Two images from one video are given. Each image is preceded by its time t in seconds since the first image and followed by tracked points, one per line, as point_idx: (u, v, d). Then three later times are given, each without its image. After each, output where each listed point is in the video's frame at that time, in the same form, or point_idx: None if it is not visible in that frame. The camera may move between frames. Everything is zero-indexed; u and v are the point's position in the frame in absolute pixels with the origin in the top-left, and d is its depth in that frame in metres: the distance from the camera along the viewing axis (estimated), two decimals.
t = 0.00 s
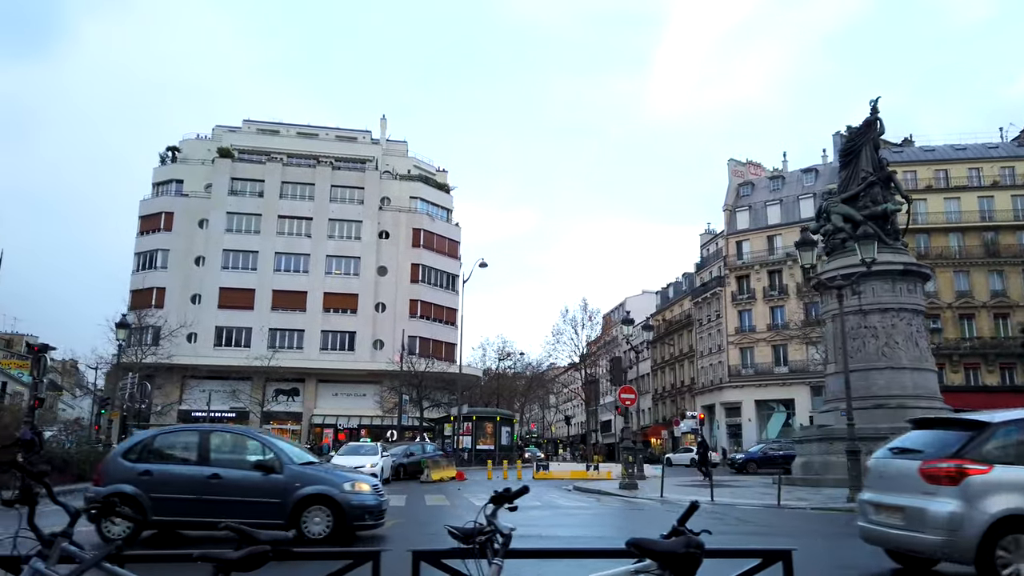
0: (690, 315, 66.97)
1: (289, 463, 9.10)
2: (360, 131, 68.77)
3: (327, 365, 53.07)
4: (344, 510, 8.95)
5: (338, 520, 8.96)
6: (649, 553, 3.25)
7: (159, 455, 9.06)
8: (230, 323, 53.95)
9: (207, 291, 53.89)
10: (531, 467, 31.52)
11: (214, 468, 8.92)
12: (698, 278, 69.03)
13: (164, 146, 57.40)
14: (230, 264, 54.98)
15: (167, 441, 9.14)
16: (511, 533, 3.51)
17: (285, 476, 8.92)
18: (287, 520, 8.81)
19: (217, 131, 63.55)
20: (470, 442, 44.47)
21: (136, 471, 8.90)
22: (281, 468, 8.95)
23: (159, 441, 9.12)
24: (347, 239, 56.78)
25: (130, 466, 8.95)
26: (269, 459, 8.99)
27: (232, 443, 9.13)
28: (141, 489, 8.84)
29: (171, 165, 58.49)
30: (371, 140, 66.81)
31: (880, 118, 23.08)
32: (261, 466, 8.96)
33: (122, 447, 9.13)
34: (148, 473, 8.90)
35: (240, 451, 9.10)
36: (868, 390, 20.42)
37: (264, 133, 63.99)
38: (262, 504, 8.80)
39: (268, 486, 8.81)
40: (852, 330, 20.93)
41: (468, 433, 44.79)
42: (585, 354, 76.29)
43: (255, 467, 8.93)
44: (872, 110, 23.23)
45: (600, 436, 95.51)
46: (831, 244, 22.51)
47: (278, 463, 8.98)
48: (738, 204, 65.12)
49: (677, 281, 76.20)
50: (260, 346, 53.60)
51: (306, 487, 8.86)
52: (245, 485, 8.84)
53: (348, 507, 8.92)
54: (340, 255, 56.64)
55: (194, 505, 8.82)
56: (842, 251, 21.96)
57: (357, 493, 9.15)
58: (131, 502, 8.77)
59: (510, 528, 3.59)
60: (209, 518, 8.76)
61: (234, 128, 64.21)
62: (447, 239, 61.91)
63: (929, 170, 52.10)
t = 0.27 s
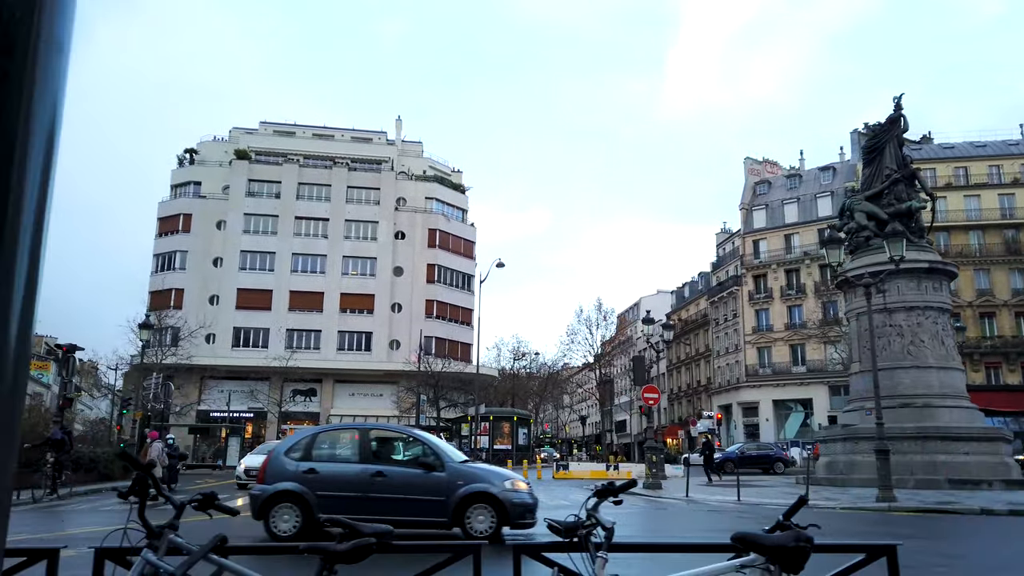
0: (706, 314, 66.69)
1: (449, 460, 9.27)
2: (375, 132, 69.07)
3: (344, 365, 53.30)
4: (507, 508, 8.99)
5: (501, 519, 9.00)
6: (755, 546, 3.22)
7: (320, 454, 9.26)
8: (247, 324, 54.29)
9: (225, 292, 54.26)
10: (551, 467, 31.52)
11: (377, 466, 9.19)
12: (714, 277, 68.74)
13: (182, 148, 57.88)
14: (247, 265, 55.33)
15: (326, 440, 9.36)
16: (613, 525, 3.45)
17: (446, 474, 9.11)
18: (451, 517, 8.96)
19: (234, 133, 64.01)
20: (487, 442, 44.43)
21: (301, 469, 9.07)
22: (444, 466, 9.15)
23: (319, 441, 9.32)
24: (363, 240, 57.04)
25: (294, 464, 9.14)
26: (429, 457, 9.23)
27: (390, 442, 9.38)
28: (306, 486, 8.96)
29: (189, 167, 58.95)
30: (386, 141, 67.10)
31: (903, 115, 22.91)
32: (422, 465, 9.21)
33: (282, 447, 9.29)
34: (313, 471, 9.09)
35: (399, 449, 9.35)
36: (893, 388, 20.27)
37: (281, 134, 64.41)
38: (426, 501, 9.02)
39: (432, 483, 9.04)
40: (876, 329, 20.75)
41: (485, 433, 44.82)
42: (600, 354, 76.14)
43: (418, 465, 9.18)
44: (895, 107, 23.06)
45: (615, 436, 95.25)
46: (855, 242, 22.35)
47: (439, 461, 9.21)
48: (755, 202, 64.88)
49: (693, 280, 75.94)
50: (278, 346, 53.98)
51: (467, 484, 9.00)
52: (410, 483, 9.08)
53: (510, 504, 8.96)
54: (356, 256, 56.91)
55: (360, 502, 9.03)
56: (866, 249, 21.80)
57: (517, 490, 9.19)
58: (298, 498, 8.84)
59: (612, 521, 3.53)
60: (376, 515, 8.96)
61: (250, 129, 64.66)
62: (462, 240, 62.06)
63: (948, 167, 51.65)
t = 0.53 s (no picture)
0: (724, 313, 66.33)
1: (613, 463, 9.32)
2: (391, 133, 69.31)
3: (361, 365, 53.45)
4: (675, 508, 8.88)
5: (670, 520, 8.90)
6: (880, 554, 3.10)
7: (485, 453, 9.44)
8: (266, 325, 54.58)
9: (244, 293, 54.60)
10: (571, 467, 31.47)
11: (542, 467, 9.31)
12: (731, 276, 68.37)
13: (201, 150, 58.38)
14: (266, 266, 55.73)
15: (490, 441, 9.52)
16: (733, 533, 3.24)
17: (611, 475, 9.14)
18: (619, 518, 8.95)
19: (252, 135, 64.52)
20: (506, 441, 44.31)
21: (466, 470, 9.29)
22: (609, 468, 9.20)
23: (483, 441, 9.50)
24: (380, 240, 57.29)
25: (460, 466, 9.36)
26: (592, 459, 9.29)
27: (554, 444, 9.47)
28: (472, 487, 9.21)
29: (207, 168, 59.43)
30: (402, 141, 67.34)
31: (930, 112, 22.69)
32: (585, 466, 9.28)
33: (446, 446, 9.52)
34: (479, 472, 9.27)
35: (562, 450, 9.44)
36: (921, 388, 20.05)
37: (298, 135, 64.83)
38: (590, 503, 9.07)
39: (597, 485, 9.09)
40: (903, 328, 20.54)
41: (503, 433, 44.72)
42: (616, 353, 75.97)
43: (582, 466, 9.26)
44: (921, 103, 22.83)
45: (632, 436, 94.89)
46: (881, 241, 22.14)
47: (603, 463, 9.26)
48: (772, 201, 64.58)
49: (710, 279, 75.61)
50: (296, 346, 54.35)
51: (633, 486, 9.00)
52: (574, 484, 9.17)
53: (679, 505, 8.85)
54: (374, 256, 57.13)
55: (527, 503, 9.18)
56: (893, 248, 21.59)
57: (682, 491, 9.08)
58: (465, 498, 9.12)
59: (727, 526, 3.39)
60: (542, 516, 9.10)
61: (268, 131, 65.18)
62: (479, 240, 62.13)
63: (969, 164, 51.12)
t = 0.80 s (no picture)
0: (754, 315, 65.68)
1: (790, 466, 8.70)
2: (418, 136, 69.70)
3: (391, 368, 53.79)
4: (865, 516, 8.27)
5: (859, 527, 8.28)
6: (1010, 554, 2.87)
7: (657, 454, 8.86)
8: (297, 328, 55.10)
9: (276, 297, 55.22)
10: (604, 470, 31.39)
11: (719, 470, 8.69)
12: (761, 276, 67.73)
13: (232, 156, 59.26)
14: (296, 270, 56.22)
15: (660, 441, 8.94)
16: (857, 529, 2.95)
17: (792, 479, 8.52)
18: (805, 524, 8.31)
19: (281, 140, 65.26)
20: (536, 443, 44.20)
21: (641, 471, 8.70)
22: (790, 472, 8.58)
23: (653, 441, 8.92)
24: (409, 243, 57.62)
25: (632, 466, 8.74)
26: (772, 461, 8.66)
27: (732, 445, 8.85)
28: (649, 490, 8.61)
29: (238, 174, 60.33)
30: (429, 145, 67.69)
31: (971, 108, 22.28)
32: (765, 469, 8.65)
33: (616, 446, 8.94)
34: (655, 473, 8.69)
35: (739, 451, 8.83)
36: (966, 389, 19.66)
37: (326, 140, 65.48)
38: (772, 507, 8.44)
39: (779, 488, 8.46)
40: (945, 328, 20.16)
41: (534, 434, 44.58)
42: (644, 355, 75.59)
43: (762, 470, 8.64)
44: (961, 99, 22.43)
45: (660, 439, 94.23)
46: (922, 240, 21.71)
47: (784, 467, 8.64)
48: (803, 200, 63.92)
49: (739, 280, 74.97)
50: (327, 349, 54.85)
51: (817, 490, 8.39)
52: (754, 488, 8.54)
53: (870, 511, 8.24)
54: (402, 259, 57.48)
55: (705, 506, 8.56)
56: (934, 246, 21.19)
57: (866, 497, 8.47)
58: (641, 502, 8.54)
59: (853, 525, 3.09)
60: (723, 521, 8.48)
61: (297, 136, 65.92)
62: (506, 242, 62.29)
63: (1006, 161, 50.22)
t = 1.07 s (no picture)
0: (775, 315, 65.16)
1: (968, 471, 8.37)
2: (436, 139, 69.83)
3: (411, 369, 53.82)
4: None
5: None
6: None
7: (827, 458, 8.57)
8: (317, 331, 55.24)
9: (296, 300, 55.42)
10: (628, 471, 31.29)
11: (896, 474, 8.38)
12: (781, 277, 67.17)
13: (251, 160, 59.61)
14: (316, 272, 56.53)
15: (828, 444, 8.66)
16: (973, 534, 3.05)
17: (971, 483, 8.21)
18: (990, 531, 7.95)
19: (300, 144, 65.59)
20: (556, 445, 44.04)
21: (813, 476, 8.42)
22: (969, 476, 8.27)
23: (821, 444, 8.65)
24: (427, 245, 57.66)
25: (802, 471, 8.47)
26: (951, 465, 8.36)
27: (911, 448, 8.53)
28: (822, 495, 8.31)
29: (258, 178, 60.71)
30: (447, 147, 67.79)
31: (1000, 106, 22.06)
32: (944, 472, 8.35)
33: (788, 449, 8.68)
34: (827, 478, 8.39)
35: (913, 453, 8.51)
36: (998, 390, 19.39)
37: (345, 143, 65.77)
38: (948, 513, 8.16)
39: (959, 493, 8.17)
40: (977, 329, 19.88)
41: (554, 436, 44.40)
42: (663, 356, 75.21)
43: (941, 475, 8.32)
44: (990, 98, 22.20)
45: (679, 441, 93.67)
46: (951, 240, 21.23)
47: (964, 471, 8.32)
48: (824, 200, 63.34)
49: (759, 281, 74.42)
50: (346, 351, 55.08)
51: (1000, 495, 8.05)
52: (934, 492, 8.23)
53: None
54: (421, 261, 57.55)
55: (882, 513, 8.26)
56: (965, 246, 20.77)
57: None
58: (815, 508, 8.27)
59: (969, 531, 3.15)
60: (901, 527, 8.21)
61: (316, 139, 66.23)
62: (524, 243, 62.22)
63: None
